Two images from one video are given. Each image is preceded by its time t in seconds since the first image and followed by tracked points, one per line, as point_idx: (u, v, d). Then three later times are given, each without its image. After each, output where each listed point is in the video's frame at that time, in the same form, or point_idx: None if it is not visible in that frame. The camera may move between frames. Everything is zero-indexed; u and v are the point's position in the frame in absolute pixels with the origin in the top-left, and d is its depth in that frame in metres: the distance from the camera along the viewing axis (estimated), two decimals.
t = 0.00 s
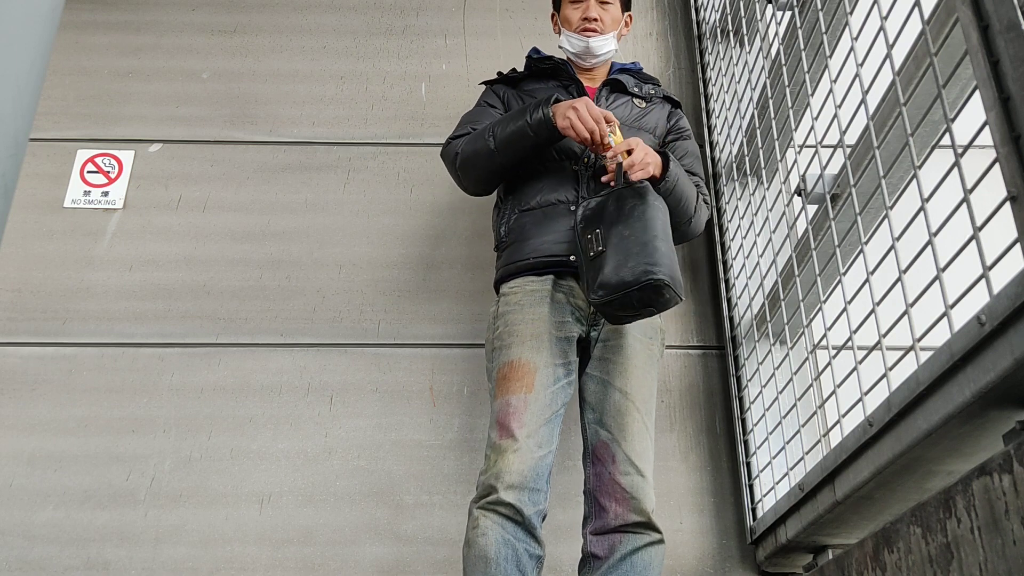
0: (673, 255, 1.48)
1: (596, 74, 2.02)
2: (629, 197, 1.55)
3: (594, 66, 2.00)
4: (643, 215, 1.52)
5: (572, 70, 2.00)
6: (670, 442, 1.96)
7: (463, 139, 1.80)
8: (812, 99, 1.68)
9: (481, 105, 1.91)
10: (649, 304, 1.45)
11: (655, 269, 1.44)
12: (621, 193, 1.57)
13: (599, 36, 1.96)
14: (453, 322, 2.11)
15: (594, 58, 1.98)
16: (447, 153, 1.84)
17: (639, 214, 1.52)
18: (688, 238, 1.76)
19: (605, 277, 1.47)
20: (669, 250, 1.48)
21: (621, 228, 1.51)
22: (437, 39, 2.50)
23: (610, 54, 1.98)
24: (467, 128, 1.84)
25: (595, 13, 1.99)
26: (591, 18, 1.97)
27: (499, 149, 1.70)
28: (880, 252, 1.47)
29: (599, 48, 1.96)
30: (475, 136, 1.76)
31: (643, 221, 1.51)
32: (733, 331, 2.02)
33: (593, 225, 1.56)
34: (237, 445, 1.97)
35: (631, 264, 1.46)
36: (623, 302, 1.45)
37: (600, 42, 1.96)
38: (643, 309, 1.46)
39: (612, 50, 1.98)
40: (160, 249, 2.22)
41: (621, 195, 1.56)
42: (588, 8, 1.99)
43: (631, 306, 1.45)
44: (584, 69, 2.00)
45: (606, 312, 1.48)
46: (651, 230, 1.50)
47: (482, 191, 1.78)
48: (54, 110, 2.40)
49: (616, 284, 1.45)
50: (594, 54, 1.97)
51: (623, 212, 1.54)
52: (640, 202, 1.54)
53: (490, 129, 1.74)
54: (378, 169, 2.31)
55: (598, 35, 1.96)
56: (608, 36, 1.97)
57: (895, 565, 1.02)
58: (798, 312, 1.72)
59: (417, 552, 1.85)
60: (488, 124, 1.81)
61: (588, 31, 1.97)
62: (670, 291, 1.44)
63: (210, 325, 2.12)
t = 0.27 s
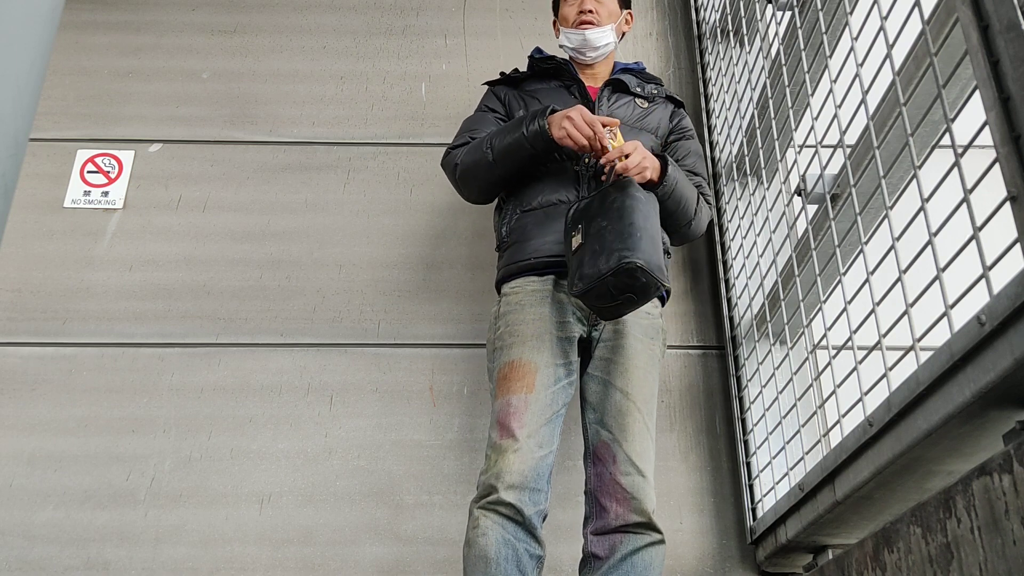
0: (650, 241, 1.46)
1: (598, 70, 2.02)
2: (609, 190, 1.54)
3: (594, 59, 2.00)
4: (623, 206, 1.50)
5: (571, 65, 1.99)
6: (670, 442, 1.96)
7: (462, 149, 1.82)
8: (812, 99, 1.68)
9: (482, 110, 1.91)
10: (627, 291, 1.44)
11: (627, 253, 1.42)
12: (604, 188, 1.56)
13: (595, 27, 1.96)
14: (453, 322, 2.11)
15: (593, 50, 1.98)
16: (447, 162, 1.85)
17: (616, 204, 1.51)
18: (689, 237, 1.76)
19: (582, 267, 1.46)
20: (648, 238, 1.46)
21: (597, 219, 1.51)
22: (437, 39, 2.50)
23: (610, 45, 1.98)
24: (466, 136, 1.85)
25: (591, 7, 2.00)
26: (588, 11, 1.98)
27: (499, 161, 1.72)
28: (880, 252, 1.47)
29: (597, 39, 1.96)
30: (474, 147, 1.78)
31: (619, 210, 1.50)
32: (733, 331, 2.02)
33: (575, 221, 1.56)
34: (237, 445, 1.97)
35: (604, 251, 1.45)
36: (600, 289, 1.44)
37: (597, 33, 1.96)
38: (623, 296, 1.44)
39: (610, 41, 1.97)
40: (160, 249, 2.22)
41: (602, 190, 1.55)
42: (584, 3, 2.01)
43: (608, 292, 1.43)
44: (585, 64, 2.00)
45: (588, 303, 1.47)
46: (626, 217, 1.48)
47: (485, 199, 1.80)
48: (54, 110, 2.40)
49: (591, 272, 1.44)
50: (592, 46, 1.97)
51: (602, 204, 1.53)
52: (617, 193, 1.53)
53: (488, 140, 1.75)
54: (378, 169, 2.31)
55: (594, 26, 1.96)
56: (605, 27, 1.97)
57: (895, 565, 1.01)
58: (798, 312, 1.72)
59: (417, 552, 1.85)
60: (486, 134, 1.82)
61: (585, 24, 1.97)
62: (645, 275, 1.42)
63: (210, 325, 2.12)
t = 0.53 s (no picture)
0: (656, 249, 1.46)
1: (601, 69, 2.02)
2: (612, 194, 1.53)
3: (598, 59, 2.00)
4: (627, 211, 1.50)
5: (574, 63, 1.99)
6: (670, 442, 1.96)
7: (457, 159, 1.83)
8: (812, 99, 1.68)
9: (480, 116, 1.92)
10: (634, 299, 1.43)
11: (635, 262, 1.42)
12: (607, 191, 1.55)
13: (601, 26, 1.96)
14: (453, 322, 2.11)
15: (599, 49, 1.98)
16: (444, 173, 1.86)
17: (621, 210, 1.50)
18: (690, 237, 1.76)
19: (588, 273, 1.46)
20: (653, 244, 1.46)
21: (602, 224, 1.50)
22: (437, 39, 2.50)
23: (615, 43, 1.98)
24: (460, 146, 1.86)
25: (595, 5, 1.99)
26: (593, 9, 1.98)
27: (489, 171, 1.72)
28: (880, 252, 1.47)
29: (603, 38, 1.96)
30: (467, 157, 1.78)
31: (625, 216, 1.49)
32: (733, 331, 2.02)
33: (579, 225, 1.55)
34: (237, 445, 1.97)
35: (611, 258, 1.44)
36: (607, 296, 1.43)
37: (603, 32, 1.96)
38: (629, 304, 1.44)
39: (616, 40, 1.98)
40: (160, 249, 2.22)
41: (605, 193, 1.54)
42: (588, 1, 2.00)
43: (616, 300, 1.43)
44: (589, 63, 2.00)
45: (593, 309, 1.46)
46: (632, 224, 1.48)
47: (482, 207, 1.81)
48: (54, 110, 2.40)
49: (598, 279, 1.43)
50: (598, 45, 1.97)
51: (606, 209, 1.52)
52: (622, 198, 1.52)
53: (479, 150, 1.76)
54: (378, 169, 2.31)
55: (600, 25, 1.96)
56: (610, 26, 1.97)
57: (895, 565, 1.02)
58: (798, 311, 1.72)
59: (417, 553, 1.85)
60: (480, 142, 1.82)
61: (590, 22, 1.97)
62: (652, 283, 1.42)
63: (210, 326, 2.12)
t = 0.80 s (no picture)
0: (671, 255, 1.47)
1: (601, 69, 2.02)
2: (625, 199, 1.54)
3: (598, 58, 2.00)
4: (638, 216, 1.51)
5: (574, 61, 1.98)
6: (670, 442, 1.96)
7: (458, 162, 1.82)
8: (812, 99, 1.68)
9: (479, 117, 1.91)
10: (651, 304, 1.44)
11: (654, 268, 1.43)
12: (618, 196, 1.55)
13: (603, 25, 1.96)
14: (454, 322, 2.11)
15: (600, 49, 1.98)
16: (444, 176, 1.86)
17: (635, 216, 1.51)
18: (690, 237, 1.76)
19: (604, 277, 1.46)
20: (665, 249, 1.47)
21: (616, 229, 1.50)
22: (437, 39, 2.50)
23: (617, 43, 1.98)
24: (460, 149, 1.85)
25: (597, 4, 1.99)
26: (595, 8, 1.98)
27: (491, 177, 1.72)
28: (880, 252, 1.47)
29: (605, 37, 1.96)
30: (467, 161, 1.78)
31: (639, 222, 1.50)
32: (733, 331, 2.02)
33: (590, 228, 1.55)
34: (237, 445, 1.97)
35: (629, 263, 1.45)
36: (623, 301, 1.43)
37: (606, 31, 1.96)
38: (645, 309, 1.44)
39: (618, 40, 1.98)
40: (160, 249, 2.22)
41: (617, 198, 1.55)
42: None
43: (633, 304, 1.44)
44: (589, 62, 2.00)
45: (607, 313, 1.46)
46: (647, 230, 1.49)
47: (483, 212, 1.81)
48: (54, 110, 2.40)
49: (616, 283, 1.44)
50: (600, 44, 1.97)
51: (619, 214, 1.52)
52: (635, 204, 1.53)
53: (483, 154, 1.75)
54: (378, 169, 2.31)
55: (602, 24, 1.97)
56: (613, 26, 1.98)
57: (895, 565, 1.01)
58: (798, 312, 1.72)
59: (417, 552, 1.85)
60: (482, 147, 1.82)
61: (593, 21, 1.97)
62: (669, 289, 1.43)
63: (210, 326, 2.12)
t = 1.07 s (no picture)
0: (677, 270, 1.48)
1: (599, 68, 2.02)
2: (640, 209, 1.55)
3: (597, 58, 2.00)
4: (650, 227, 1.52)
5: (573, 60, 1.98)
6: (670, 442, 1.96)
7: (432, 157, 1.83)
8: (812, 99, 1.68)
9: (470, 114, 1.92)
10: (652, 317, 1.45)
11: (661, 280, 1.44)
12: (633, 205, 1.56)
13: (603, 24, 1.97)
14: (454, 322, 2.11)
15: (599, 47, 1.98)
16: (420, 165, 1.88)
17: (648, 227, 1.52)
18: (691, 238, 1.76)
19: (611, 284, 1.47)
20: (673, 261, 1.48)
21: (628, 239, 1.51)
22: (437, 39, 2.50)
23: (616, 42, 1.99)
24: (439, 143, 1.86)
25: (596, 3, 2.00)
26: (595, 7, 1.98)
27: (451, 185, 1.74)
28: (880, 253, 1.47)
29: (605, 36, 1.96)
30: (437, 159, 1.80)
31: (651, 233, 1.51)
32: (733, 331, 2.02)
33: (601, 233, 1.56)
34: (237, 445, 1.97)
35: (637, 274, 1.46)
36: (626, 310, 1.44)
37: (605, 30, 1.96)
38: (645, 321, 1.46)
39: (617, 39, 1.98)
40: (160, 249, 2.22)
41: (631, 207, 1.56)
42: None
43: (634, 315, 1.45)
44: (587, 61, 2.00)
45: (607, 321, 1.47)
46: (658, 242, 1.50)
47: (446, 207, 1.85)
48: (54, 110, 2.40)
49: (621, 292, 1.45)
50: (599, 43, 1.97)
51: (632, 223, 1.53)
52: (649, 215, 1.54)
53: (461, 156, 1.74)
54: (378, 169, 2.31)
55: (602, 23, 1.97)
56: (612, 25, 1.98)
57: (895, 565, 1.01)
58: (798, 312, 1.72)
59: (417, 552, 1.85)
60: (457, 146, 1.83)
61: (592, 20, 1.98)
62: (673, 304, 1.44)
63: (210, 326, 2.12)
